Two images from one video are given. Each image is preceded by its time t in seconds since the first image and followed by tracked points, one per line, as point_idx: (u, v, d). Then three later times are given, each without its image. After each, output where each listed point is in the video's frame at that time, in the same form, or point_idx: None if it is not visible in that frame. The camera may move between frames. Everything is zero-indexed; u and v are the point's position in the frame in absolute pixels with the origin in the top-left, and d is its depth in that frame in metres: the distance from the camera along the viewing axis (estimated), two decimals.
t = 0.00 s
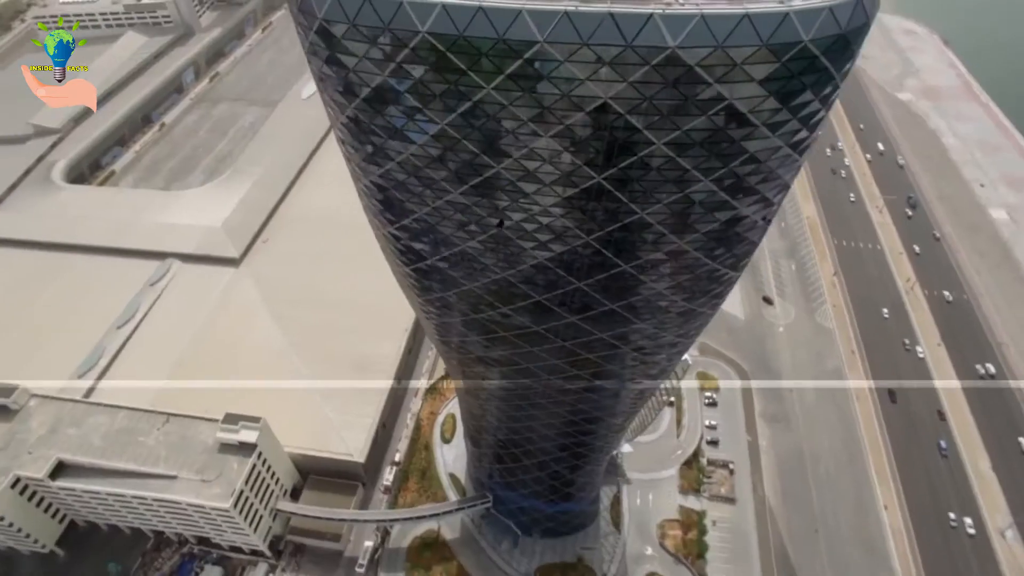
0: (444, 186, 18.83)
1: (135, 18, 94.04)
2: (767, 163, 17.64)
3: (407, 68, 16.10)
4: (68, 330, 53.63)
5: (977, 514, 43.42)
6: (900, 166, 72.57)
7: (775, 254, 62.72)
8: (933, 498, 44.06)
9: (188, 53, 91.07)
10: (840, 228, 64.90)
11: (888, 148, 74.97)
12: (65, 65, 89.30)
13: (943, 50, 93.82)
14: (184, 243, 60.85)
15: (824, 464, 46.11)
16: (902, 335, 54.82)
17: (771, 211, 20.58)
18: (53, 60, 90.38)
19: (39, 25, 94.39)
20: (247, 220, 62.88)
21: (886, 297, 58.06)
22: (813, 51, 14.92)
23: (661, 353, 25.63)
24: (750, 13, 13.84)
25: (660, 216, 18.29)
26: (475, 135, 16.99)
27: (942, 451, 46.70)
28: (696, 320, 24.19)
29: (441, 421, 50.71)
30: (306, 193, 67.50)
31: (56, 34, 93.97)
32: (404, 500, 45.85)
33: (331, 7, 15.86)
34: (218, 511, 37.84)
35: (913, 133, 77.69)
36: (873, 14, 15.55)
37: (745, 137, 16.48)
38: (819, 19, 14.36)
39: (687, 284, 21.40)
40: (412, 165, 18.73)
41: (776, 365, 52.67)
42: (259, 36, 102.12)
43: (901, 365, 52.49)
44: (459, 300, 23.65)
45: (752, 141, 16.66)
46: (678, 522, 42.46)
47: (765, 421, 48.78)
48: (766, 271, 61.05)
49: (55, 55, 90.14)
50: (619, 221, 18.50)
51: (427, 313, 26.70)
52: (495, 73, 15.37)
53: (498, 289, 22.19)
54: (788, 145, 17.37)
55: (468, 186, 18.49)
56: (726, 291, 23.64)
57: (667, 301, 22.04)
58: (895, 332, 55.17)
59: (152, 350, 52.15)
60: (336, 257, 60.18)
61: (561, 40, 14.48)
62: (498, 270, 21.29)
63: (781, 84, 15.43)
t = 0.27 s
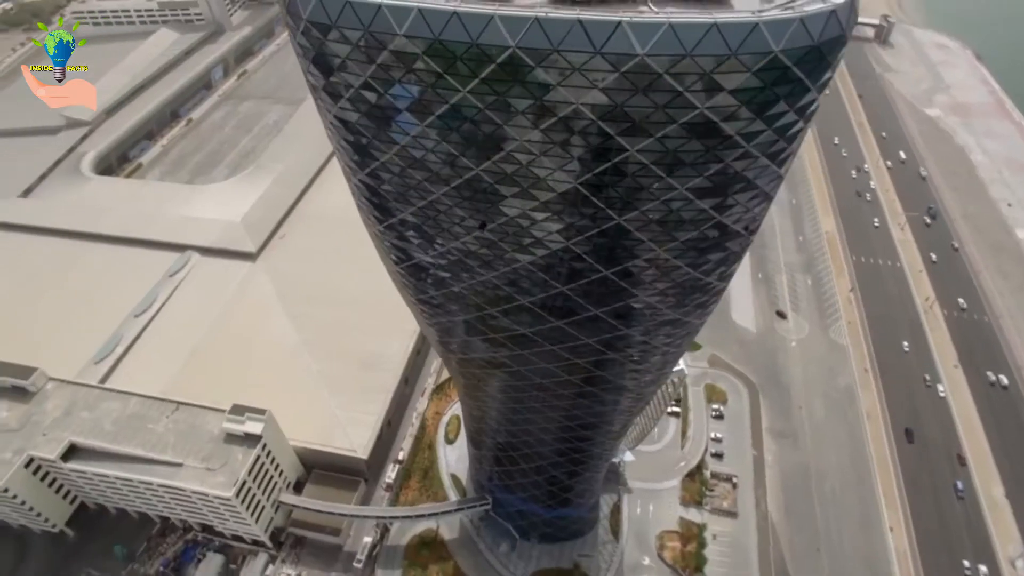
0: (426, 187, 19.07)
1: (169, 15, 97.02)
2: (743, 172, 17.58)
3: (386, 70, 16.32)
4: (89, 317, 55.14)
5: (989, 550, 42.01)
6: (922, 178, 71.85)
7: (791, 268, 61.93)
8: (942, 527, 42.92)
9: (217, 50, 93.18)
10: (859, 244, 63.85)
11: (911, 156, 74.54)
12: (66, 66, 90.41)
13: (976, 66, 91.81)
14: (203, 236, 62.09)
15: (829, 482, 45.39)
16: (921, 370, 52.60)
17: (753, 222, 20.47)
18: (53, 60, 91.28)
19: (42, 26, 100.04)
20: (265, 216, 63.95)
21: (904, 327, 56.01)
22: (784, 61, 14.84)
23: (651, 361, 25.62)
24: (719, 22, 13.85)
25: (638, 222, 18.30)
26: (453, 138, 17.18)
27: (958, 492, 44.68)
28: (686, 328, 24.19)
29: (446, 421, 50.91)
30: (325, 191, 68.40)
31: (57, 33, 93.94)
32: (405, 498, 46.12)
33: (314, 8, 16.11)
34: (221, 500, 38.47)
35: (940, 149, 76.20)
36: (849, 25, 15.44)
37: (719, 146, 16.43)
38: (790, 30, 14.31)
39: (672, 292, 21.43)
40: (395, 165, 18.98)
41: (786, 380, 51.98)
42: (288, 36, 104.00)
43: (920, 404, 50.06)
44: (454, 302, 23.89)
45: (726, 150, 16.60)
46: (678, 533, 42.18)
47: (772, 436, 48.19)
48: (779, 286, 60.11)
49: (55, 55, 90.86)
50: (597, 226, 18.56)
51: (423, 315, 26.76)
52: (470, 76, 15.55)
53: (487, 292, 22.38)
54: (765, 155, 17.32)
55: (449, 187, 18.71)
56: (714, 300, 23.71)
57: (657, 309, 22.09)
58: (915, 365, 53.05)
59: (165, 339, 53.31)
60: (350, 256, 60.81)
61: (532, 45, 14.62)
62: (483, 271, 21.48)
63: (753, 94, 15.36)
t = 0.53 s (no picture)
0: (412, 187, 19.29)
1: (197, 13, 98.94)
2: (722, 180, 17.52)
3: (371, 70, 16.59)
4: (107, 306, 56.45)
5: None
6: (942, 187, 71.09)
7: (805, 280, 61.14)
8: (949, 550, 42.07)
9: (243, 48, 94.73)
10: (876, 258, 62.96)
11: (931, 163, 74.22)
12: (65, 66, 92.64)
13: (1006, 79, 89.94)
14: (221, 230, 63.10)
15: (835, 497, 44.72)
16: (938, 404, 50.37)
17: (738, 231, 20.36)
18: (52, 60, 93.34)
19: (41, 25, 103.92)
20: (282, 212, 64.78)
21: (920, 350, 54.50)
22: (759, 69, 14.77)
23: (642, 367, 25.74)
24: (691, 29, 13.90)
25: (618, 226, 18.35)
26: (436, 139, 17.37)
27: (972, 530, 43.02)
28: (675, 336, 24.24)
29: (450, 421, 51.22)
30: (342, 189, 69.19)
31: (55, 34, 96.22)
32: (406, 496, 46.42)
33: (303, 9, 16.43)
34: (225, 489, 39.09)
35: (964, 163, 74.83)
36: (830, 34, 15.26)
37: (697, 153, 16.40)
38: (764, 38, 14.26)
39: (659, 298, 21.47)
40: (382, 165, 19.25)
41: (796, 393, 51.33)
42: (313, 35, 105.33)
43: (938, 442, 47.78)
44: (448, 303, 24.12)
45: (703, 157, 16.56)
46: (677, 543, 41.95)
47: (778, 449, 47.64)
48: (792, 298, 59.34)
49: (55, 55, 92.98)
50: (578, 229, 18.64)
51: (420, 317, 26.83)
52: (449, 79, 15.78)
53: (477, 293, 22.57)
54: (744, 163, 17.26)
55: (433, 187, 18.93)
56: (703, 308, 23.79)
57: (647, 314, 22.18)
58: (930, 399, 50.77)
59: (179, 328, 54.34)
60: (362, 255, 61.42)
61: (508, 49, 14.77)
62: (470, 271, 21.65)
63: (728, 102, 15.32)
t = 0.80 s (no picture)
0: (400, 183, 19.59)
1: (233, 7, 100.82)
2: (701, 185, 17.48)
3: (357, 67, 16.94)
4: (131, 290, 58.09)
5: None
6: (970, 199, 69.79)
7: (824, 292, 60.12)
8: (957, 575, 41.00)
9: (275, 43, 96.28)
10: (898, 271, 61.72)
11: (960, 171, 73.42)
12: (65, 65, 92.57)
13: None
14: (243, 220, 64.28)
15: (843, 513, 44.00)
16: (959, 440, 48.08)
17: (722, 236, 20.28)
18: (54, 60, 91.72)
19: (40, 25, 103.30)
20: (304, 204, 65.80)
21: (938, 371, 53.05)
22: (732, 75, 14.69)
23: (636, 368, 25.87)
24: (662, 33, 13.88)
25: (599, 228, 18.47)
26: (419, 134, 17.59)
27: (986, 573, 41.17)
28: (663, 339, 24.32)
29: (457, 418, 51.31)
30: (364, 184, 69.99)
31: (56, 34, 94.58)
32: (410, 489, 46.88)
33: (293, 7, 16.78)
34: (232, 473, 40.01)
35: (997, 178, 72.96)
36: (807, 41, 15.10)
37: (672, 157, 16.40)
38: (737, 43, 14.16)
39: (645, 301, 21.54)
40: (372, 159, 19.59)
41: (808, 406, 50.50)
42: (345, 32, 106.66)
43: (953, 465, 46.58)
44: (442, 299, 24.42)
45: (680, 161, 16.54)
46: (678, 550, 41.73)
47: (786, 461, 46.99)
48: (809, 310, 58.42)
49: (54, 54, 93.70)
50: (560, 229, 18.80)
51: (420, 313, 27.07)
52: (430, 77, 16.01)
53: (467, 290, 22.85)
54: (723, 169, 17.21)
55: (420, 183, 19.18)
56: (693, 312, 23.84)
57: (638, 317, 22.30)
58: (950, 436, 48.43)
59: (197, 314, 55.67)
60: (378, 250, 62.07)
61: (484, 49, 14.93)
62: (459, 268, 21.91)
63: (703, 106, 15.30)
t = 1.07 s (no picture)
0: (392, 173, 19.92)
1: None
2: (682, 187, 17.44)
3: (348, 60, 17.27)
4: (156, 270, 59.71)
5: None
6: (1003, 209, 68.30)
7: (845, 302, 58.99)
8: None
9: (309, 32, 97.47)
10: (923, 284, 60.35)
11: (992, 177, 72.26)
12: (66, 65, 92.53)
13: None
14: (267, 206, 65.45)
15: (851, 527, 43.31)
16: (979, 480, 45.76)
17: (708, 239, 20.21)
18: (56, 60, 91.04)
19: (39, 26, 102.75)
20: (328, 192, 66.83)
21: (959, 389, 51.66)
22: (709, 77, 14.70)
23: (633, 366, 25.94)
24: (637, 33, 13.90)
25: (582, 225, 18.55)
26: (408, 126, 17.84)
27: None
28: (655, 338, 24.37)
29: (466, 410, 51.73)
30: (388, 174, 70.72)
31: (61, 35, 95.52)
32: (415, 478, 47.44)
33: None
34: (242, 452, 41.02)
35: None
36: (787, 45, 15.05)
37: (650, 157, 16.39)
38: (713, 45, 14.14)
39: (631, 301, 21.56)
40: (365, 150, 19.92)
41: (821, 416, 49.71)
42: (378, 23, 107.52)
43: (968, 486, 45.38)
44: (438, 291, 24.73)
45: (659, 161, 16.53)
46: (678, 554, 41.57)
47: (795, 471, 46.32)
48: (829, 319, 57.44)
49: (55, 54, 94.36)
50: (545, 225, 18.93)
51: (423, 304, 27.43)
52: (416, 70, 16.25)
53: (460, 282, 23.11)
54: (704, 170, 17.10)
55: (410, 174, 19.47)
56: (683, 313, 23.86)
57: (627, 317, 22.36)
58: (970, 474, 46.19)
59: (217, 296, 56.94)
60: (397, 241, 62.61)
61: (465, 44, 15.12)
62: (450, 260, 22.18)
63: (680, 107, 15.28)
